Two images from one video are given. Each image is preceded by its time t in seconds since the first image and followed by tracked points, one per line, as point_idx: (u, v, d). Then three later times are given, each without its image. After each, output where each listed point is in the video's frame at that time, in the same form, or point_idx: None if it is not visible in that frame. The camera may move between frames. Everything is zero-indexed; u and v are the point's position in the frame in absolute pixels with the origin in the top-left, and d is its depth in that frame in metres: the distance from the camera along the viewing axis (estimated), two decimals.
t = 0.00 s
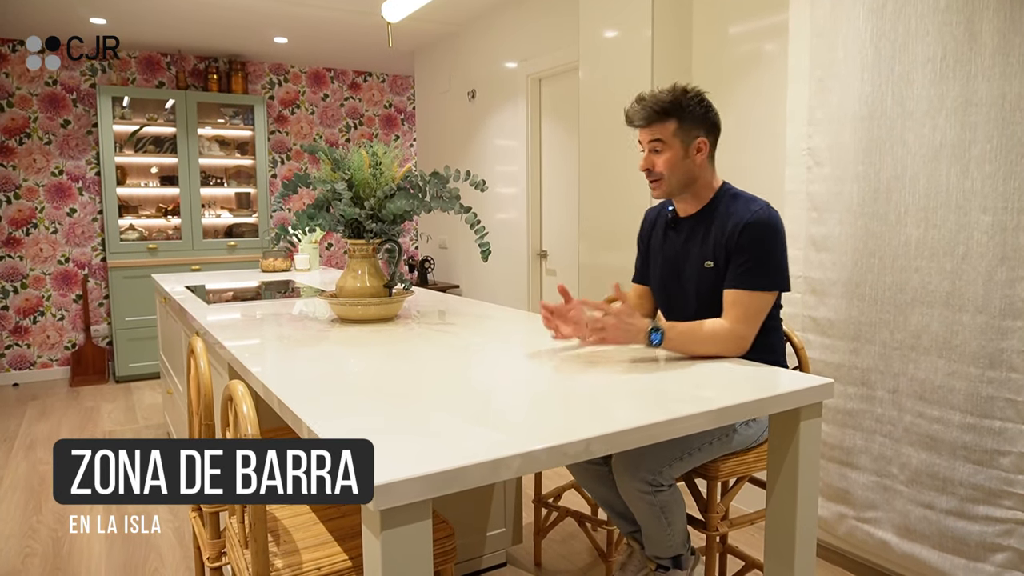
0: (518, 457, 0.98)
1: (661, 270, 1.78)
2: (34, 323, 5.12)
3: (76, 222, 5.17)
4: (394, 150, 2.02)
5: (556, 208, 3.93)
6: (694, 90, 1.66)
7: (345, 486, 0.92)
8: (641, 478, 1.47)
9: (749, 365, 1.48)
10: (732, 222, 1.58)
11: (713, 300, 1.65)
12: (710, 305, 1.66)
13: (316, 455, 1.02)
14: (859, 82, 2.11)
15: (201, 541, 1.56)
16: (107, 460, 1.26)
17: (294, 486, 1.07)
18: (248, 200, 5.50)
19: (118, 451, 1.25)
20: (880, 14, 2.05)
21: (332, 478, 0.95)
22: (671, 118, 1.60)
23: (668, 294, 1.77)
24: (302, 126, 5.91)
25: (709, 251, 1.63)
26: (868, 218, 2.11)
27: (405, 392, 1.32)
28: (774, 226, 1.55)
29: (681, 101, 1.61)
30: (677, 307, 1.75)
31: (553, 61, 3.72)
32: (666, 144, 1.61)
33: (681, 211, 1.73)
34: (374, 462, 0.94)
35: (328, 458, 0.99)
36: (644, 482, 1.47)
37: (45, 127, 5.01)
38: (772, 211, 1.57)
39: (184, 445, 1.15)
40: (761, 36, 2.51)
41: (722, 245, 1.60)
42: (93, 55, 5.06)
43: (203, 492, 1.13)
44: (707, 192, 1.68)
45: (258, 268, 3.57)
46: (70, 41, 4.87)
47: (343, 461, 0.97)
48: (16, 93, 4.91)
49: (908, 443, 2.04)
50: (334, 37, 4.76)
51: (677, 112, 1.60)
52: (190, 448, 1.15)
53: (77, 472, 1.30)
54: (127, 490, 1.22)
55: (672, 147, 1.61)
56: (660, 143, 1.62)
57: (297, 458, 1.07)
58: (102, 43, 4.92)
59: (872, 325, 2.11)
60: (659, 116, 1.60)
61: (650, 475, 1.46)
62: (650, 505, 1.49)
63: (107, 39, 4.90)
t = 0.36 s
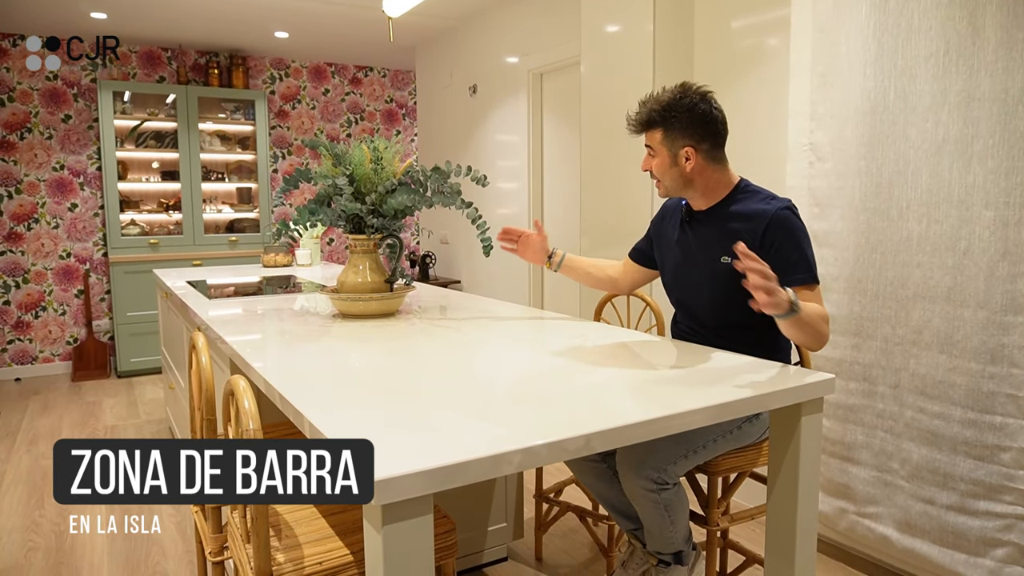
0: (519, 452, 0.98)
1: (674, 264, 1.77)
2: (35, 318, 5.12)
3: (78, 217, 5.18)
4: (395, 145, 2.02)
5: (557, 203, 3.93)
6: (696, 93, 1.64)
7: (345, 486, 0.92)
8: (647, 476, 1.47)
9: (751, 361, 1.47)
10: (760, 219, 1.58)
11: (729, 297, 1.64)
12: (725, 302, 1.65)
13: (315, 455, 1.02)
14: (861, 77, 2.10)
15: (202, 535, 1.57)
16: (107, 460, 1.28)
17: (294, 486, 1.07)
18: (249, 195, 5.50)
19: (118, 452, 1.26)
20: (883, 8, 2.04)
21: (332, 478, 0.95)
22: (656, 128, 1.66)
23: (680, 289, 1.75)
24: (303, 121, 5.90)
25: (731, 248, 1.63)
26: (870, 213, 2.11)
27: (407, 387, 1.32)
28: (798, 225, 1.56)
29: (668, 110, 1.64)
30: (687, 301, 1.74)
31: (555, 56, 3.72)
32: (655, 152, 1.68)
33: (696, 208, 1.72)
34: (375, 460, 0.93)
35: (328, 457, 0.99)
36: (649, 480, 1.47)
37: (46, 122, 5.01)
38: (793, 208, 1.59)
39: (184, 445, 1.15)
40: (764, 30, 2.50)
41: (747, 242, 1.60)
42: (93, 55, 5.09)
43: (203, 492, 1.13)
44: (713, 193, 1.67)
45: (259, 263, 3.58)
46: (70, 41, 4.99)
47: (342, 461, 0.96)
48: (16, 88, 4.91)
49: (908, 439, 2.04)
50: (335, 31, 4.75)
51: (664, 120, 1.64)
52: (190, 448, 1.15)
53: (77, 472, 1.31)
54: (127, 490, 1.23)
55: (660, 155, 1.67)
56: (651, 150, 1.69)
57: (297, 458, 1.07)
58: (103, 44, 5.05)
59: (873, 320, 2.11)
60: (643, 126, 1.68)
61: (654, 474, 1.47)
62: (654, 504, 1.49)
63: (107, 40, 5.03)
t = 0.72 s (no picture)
0: (520, 449, 0.98)
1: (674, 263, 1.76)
2: (38, 315, 5.13)
3: (79, 214, 5.18)
4: (397, 141, 2.02)
5: (559, 200, 3.92)
6: (696, 89, 1.64)
7: (345, 486, 0.93)
8: (673, 483, 1.47)
9: (752, 359, 1.47)
10: (755, 216, 1.58)
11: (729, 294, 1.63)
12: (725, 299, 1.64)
13: (315, 455, 1.03)
14: (864, 74, 2.10)
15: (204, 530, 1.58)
16: (107, 460, 1.28)
17: (294, 486, 1.08)
18: (251, 192, 5.50)
19: (118, 452, 1.26)
20: (886, 5, 2.03)
21: (332, 478, 0.95)
22: (658, 123, 1.64)
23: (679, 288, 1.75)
24: (305, 117, 5.90)
25: (727, 245, 1.62)
26: (872, 210, 2.10)
27: (409, 384, 1.32)
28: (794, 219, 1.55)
29: (670, 105, 1.62)
30: (686, 301, 1.73)
31: (557, 53, 3.71)
32: (657, 147, 1.66)
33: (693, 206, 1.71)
34: (376, 458, 0.93)
35: (328, 457, 0.99)
36: (676, 487, 1.47)
37: (48, 119, 5.01)
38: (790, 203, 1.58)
39: (184, 445, 1.15)
40: (767, 27, 2.49)
41: (743, 239, 1.59)
42: (94, 54, 5.10)
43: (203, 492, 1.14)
44: (712, 189, 1.66)
45: (261, 259, 3.58)
46: (70, 41, 5.02)
47: (343, 460, 0.97)
48: (18, 85, 4.91)
49: (910, 436, 2.04)
50: (337, 28, 4.74)
51: (667, 115, 1.63)
52: (190, 448, 1.15)
53: (77, 471, 1.31)
54: (127, 490, 1.23)
55: (662, 151, 1.65)
56: (651, 145, 1.66)
57: (296, 458, 1.08)
58: (104, 45, 5.10)
59: (876, 317, 2.11)
60: (644, 122, 1.66)
61: (681, 480, 1.47)
62: (677, 511, 1.49)
63: (107, 40, 5.09)
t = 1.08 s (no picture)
0: (523, 447, 0.98)
1: (669, 259, 1.79)
2: (40, 312, 5.14)
3: (81, 212, 5.18)
4: (399, 139, 2.02)
5: (561, 198, 3.92)
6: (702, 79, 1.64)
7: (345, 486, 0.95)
8: (674, 484, 1.47)
9: (753, 356, 1.48)
10: (737, 211, 1.58)
11: (716, 290, 1.65)
12: (713, 296, 1.66)
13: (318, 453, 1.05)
14: (867, 72, 2.10)
15: (207, 530, 1.58)
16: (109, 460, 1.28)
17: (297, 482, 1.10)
18: (253, 190, 5.51)
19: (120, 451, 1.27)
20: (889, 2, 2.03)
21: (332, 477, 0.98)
22: (683, 107, 1.58)
23: (675, 284, 1.77)
24: (307, 115, 5.90)
25: (713, 240, 1.63)
26: (874, 208, 2.10)
27: (412, 381, 1.32)
28: (779, 215, 1.54)
29: (692, 89, 1.59)
30: (682, 297, 1.75)
31: (559, 50, 3.70)
32: (681, 132, 1.60)
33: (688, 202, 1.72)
34: (377, 456, 0.94)
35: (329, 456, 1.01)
36: (677, 487, 1.48)
37: (50, 117, 5.01)
38: (778, 199, 1.57)
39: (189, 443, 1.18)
40: (769, 24, 2.48)
41: (725, 234, 1.60)
42: (93, 53, 5.10)
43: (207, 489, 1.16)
44: (713, 183, 1.66)
45: (263, 257, 3.58)
46: (70, 41, 5.02)
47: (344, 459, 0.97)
48: (20, 82, 4.92)
49: (912, 434, 2.04)
50: (339, 25, 4.74)
51: (690, 99, 1.59)
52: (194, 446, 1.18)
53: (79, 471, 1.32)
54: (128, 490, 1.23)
55: (685, 136, 1.60)
56: (674, 131, 1.60)
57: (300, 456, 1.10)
58: (105, 45, 5.11)
59: (878, 315, 2.10)
60: (670, 106, 1.59)
61: (682, 480, 1.48)
62: (678, 510, 1.49)
63: (108, 39, 5.11)
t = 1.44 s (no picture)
0: (526, 447, 0.98)
1: (655, 262, 1.77)
2: (43, 312, 5.14)
3: (84, 211, 5.19)
4: (401, 139, 2.02)
5: (563, 198, 3.92)
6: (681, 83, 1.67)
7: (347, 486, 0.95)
8: (663, 477, 1.48)
9: (757, 356, 1.47)
10: (724, 215, 1.57)
11: (709, 293, 1.65)
12: (707, 297, 1.66)
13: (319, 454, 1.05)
14: (869, 71, 2.10)
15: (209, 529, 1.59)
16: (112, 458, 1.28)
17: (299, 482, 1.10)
18: (255, 189, 5.51)
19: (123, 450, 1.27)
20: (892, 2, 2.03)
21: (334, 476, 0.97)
22: (694, 106, 1.58)
23: (664, 286, 1.77)
24: (309, 114, 5.90)
25: (700, 244, 1.62)
26: (876, 208, 2.10)
27: (415, 381, 1.33)
28: (766, 214, 1.54)
29: (696, 90, 1.60)
30: (676, 299, 1.75)
31: (561, 50, 3.70)
32: (693, 131, 1.58)
33: (671, 204, 1.70)
34: (380, 455, 0.94)
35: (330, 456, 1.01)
36: (666, 481, 1.48)
37: (52, 116, 5.02)
38: (762, 197, 1.57)
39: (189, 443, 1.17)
40: (771, 24, 2.48)
41: (713, 238, 1.59)
42: (93, 53, 5.11)
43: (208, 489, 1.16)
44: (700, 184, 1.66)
45: (265, 256, 3.58)
46: (70, 40, 5.02)
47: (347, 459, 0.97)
48: (23, 82, 4.92)
49: (914, 434, 2.04)
50: (341, 25, 4.74)
51: (697, 99, 1.59)
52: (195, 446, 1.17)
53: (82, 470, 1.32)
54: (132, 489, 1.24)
55: (695, 136, 1.59)
56: (688, 129, 1.57)
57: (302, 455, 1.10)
58: (105, 44, 5.12)
59: (880, 315, 2.10)
60: (686, 102, 1.56)
61: (670, 474, 1.47)
62: (669, 503, 1.50)
63: (108, 39, 5.12)
